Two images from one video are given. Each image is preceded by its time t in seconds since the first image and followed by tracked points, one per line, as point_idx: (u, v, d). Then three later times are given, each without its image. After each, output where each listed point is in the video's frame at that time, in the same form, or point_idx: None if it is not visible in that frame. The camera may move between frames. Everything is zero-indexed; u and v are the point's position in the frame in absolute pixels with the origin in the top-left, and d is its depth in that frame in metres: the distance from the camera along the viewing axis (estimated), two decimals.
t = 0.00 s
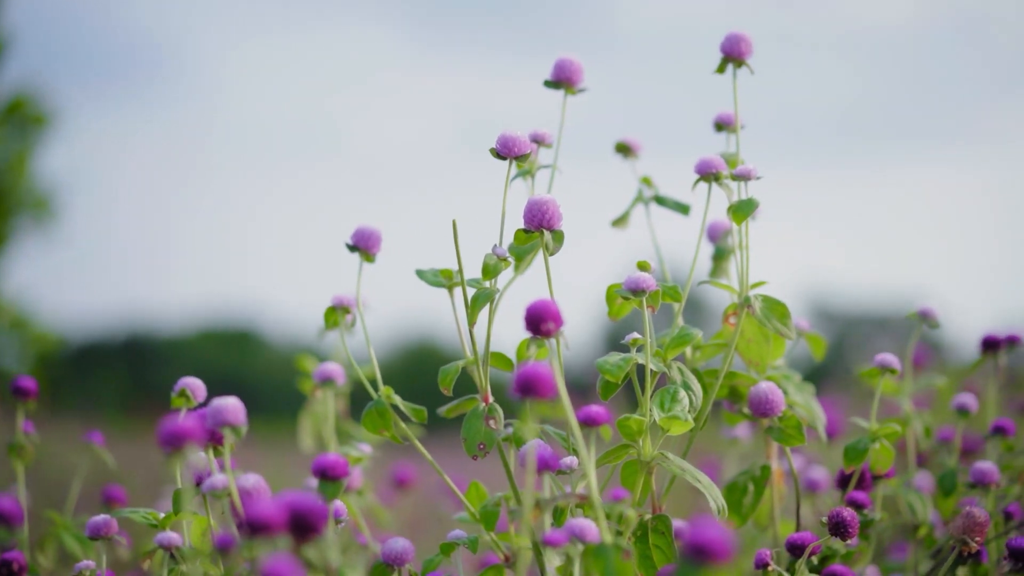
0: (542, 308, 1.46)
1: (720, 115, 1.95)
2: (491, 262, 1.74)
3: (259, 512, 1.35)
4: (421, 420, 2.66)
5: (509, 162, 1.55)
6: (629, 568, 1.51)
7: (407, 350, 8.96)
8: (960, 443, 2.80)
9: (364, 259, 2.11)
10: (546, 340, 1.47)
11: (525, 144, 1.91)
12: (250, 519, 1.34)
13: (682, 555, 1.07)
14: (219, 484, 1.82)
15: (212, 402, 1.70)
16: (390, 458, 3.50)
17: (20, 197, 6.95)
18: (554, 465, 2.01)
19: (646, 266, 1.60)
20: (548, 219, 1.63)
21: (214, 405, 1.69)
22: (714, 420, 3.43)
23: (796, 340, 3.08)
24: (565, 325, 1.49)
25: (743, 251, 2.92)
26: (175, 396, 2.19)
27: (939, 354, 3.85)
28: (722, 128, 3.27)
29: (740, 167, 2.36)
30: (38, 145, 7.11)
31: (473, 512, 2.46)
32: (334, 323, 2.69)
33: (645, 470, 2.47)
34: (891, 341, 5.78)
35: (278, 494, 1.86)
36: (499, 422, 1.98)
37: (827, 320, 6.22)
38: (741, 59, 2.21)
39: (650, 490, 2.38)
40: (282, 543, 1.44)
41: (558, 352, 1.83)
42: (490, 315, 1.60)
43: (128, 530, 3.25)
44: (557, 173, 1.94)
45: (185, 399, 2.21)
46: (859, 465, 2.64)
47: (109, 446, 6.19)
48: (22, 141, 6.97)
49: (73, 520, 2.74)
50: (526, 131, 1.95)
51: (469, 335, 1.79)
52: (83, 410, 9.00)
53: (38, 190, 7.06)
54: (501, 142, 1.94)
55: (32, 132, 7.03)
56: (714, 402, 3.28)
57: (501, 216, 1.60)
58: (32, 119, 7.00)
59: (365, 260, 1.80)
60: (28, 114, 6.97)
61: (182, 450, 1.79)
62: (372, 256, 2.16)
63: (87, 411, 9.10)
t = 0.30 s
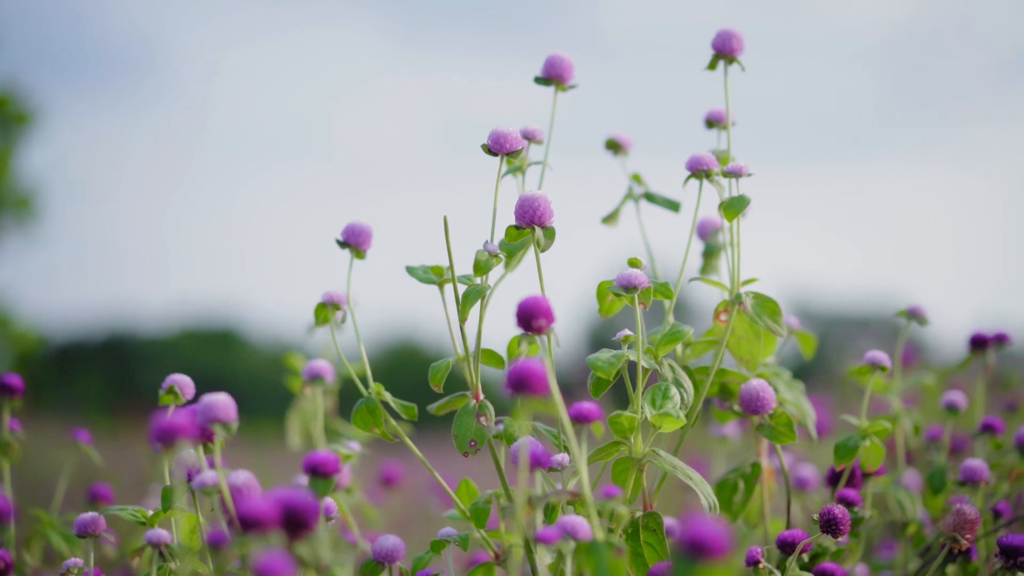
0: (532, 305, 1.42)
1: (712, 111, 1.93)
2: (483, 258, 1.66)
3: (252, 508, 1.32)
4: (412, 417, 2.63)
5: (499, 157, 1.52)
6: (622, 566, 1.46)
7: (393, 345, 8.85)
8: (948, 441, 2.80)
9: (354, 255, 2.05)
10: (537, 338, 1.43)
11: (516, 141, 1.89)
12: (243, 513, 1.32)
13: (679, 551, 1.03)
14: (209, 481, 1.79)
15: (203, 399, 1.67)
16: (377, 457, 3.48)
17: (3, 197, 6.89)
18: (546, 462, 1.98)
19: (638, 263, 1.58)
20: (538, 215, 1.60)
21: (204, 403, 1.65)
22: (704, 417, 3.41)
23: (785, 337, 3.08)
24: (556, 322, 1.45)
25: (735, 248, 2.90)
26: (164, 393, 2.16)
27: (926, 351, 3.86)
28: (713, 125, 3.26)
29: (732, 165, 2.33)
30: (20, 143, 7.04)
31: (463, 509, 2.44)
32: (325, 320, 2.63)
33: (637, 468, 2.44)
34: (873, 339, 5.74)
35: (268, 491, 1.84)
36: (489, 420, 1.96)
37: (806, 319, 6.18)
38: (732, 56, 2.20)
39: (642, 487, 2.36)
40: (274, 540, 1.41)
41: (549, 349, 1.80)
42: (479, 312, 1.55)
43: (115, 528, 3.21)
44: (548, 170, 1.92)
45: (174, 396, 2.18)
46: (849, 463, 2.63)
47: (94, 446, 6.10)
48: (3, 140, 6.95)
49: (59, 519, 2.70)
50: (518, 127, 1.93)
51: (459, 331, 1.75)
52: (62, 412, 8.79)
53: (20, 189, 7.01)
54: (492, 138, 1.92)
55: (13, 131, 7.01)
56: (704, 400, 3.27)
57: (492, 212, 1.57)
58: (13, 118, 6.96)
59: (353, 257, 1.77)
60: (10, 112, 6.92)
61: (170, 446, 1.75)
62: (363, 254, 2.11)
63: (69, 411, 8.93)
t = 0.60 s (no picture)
0: (526, 301, 1.39)
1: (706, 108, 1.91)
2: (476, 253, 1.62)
3: (249, 503, 1.30)
4: (404, 414, 2.60)
5: (491, 153, 1.50)
6: (614, 562, 1.44)
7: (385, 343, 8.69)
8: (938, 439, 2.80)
9: (345, 251, 2.00)
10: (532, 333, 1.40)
11: (509, 136, 1.87)
12: (240, 510, 1.30)
13: (675, 547, 1.03)
14: (200, 477, 1.77)
15: (194, 395, 1.64)
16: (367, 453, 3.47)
17: None
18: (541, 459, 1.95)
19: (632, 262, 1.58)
20: (531, 211, 1.57)
21: (195, 398, 1.62)
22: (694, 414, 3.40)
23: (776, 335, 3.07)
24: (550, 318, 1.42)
25: (727, 245, 2.89)
26: (153, 389, 2.13)
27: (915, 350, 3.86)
28: (705, 123, 3.25)
29: (724, 160, 2.30)
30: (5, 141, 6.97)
31: (454, 506, 2.41)
32: (317, 316, 2.55)
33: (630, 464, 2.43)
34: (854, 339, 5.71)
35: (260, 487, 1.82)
36: (481, 416, 1.94)
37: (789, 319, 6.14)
38: (725, 52, 2.19)
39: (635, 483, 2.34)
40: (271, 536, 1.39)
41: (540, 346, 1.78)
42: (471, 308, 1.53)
43: (103, 527, 3.17)
44: (540, 166, 1.90)
45: (163, 392, 2.14)
46: (841, 460, 2.62)
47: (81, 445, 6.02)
48: None
49: (46, 516, 2.65)
50: (511, 123, 1.90)
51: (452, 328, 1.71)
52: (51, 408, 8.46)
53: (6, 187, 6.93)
54: (485, 133, 1.90)
55: None
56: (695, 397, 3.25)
57: (485, 209, 1.55)
58: None
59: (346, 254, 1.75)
60: None
61: (160, 441, 1.72)
62: (355, 249, 2.06)
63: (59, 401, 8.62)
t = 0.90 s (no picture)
0: (522, 300, 1.35)
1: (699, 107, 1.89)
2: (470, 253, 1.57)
3: (245, 505, 1.27)
4: (397, 414, 2.55)
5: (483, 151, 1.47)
6: (610, 563, 1.40)
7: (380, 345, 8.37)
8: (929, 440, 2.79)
9: (337, 251, 1.93)
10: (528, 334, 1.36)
11: (503, 135, 1.85)
12: (234, 511, 1.27)
13: (674, 548, 0.98)
14: (193, 478, 1.76)
15: (188, 395, 1.62)
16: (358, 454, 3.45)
17: None
18: (537, 459, 1.92)
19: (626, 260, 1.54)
20: (525, 211, 1.54)
21: (188, 398, 1.61)
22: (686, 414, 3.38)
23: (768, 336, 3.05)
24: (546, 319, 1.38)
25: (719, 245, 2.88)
26: (142, 389, 2.09)
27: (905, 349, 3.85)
28: (699, 122, 3.23)
29: (718, 160, 2.26)
30: None
31: (446, 506, 2.38)
32: (307, 316, 2.43)
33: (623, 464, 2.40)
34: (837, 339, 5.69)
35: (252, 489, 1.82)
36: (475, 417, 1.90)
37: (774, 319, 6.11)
38: (718, 52, 2.16)
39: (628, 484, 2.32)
40: (267, 537, 1.36)
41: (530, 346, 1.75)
42: (465, 309, 1.50)
43: (92, 528, 3.14)
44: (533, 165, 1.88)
45: (153, 393, 2.11)
46: (834, 461, 2.60)
47: (70, 446, 5.94)
48: None
49: (33, 517, 2.63)
50: (504, 121, 1.87)
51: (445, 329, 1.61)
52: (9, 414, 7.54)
53: None
54: (479, 133, 1.87)
55: None
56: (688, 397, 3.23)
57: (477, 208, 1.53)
58: None
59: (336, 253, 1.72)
60: None
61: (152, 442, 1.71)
62: (345, 250, 2.01)
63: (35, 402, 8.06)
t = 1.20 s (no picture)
0: (521, 303, 1.34)
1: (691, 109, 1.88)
2: (467, 255, 1.54)
3: (244, 508, 1.26)
4: (395, 416, 2.47)
5: (477, 153, 1.44)
6: (608, 566, 1.39)
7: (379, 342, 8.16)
8: (921, 441, 2.79)
9: (331, 255, 1.74)
10: (525, 335, 1.36)
11: (499, 137, 1.77)
12: (235, 514, 1.26)
13: (680, 551, 0.98)
14: (188, 480, 1.75)
15: (184, 397, 1.61)
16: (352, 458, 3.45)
17: None
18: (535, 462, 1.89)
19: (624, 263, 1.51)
20: (521, 212, 1.52)
21: (185, 401, 1.60)
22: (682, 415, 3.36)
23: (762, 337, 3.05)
24: (544, 320, 1.37)
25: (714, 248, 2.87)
26: (137, 391, 2.05)
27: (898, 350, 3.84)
28: (693, 123, 3.22)
29: (713, 161, 2.19)
30: None
31: (441, 507, 2.32)
32: (302, 318, 2.27)
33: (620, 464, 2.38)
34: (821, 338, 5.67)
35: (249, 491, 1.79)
36: (471, 419, 1.87)
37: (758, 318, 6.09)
38: (714, 53, 2.07)
39: (625, 485, 2.29)
40: (265, 540, 1.36)
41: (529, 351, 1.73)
42: (460, 313, 1.45)
43: (88, 530, 3.13)
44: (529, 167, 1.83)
45: (148, 395, 2.06)
46: (828, 463, 2.59)
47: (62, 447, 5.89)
48: None
49: (24, 519, 2.62)
50: (501, 120, 1.79)
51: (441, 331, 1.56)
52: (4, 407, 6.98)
53: None
54: (474, 132, 1.78)
55: None
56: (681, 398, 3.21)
57: (474, 208, 1.50)
58: None
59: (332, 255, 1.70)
60: None
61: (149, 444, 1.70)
62: (340, 253, 1.82)
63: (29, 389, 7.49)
